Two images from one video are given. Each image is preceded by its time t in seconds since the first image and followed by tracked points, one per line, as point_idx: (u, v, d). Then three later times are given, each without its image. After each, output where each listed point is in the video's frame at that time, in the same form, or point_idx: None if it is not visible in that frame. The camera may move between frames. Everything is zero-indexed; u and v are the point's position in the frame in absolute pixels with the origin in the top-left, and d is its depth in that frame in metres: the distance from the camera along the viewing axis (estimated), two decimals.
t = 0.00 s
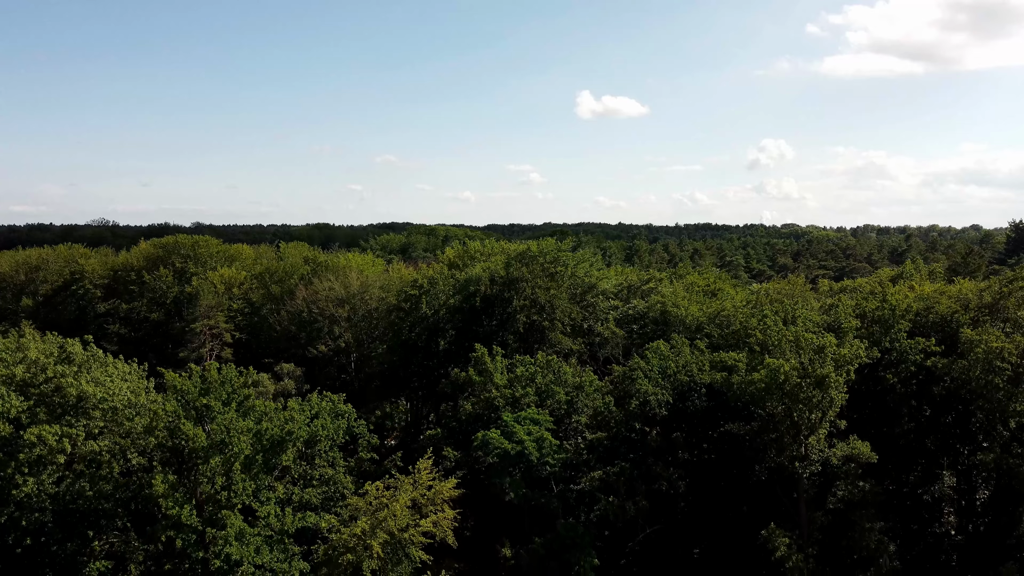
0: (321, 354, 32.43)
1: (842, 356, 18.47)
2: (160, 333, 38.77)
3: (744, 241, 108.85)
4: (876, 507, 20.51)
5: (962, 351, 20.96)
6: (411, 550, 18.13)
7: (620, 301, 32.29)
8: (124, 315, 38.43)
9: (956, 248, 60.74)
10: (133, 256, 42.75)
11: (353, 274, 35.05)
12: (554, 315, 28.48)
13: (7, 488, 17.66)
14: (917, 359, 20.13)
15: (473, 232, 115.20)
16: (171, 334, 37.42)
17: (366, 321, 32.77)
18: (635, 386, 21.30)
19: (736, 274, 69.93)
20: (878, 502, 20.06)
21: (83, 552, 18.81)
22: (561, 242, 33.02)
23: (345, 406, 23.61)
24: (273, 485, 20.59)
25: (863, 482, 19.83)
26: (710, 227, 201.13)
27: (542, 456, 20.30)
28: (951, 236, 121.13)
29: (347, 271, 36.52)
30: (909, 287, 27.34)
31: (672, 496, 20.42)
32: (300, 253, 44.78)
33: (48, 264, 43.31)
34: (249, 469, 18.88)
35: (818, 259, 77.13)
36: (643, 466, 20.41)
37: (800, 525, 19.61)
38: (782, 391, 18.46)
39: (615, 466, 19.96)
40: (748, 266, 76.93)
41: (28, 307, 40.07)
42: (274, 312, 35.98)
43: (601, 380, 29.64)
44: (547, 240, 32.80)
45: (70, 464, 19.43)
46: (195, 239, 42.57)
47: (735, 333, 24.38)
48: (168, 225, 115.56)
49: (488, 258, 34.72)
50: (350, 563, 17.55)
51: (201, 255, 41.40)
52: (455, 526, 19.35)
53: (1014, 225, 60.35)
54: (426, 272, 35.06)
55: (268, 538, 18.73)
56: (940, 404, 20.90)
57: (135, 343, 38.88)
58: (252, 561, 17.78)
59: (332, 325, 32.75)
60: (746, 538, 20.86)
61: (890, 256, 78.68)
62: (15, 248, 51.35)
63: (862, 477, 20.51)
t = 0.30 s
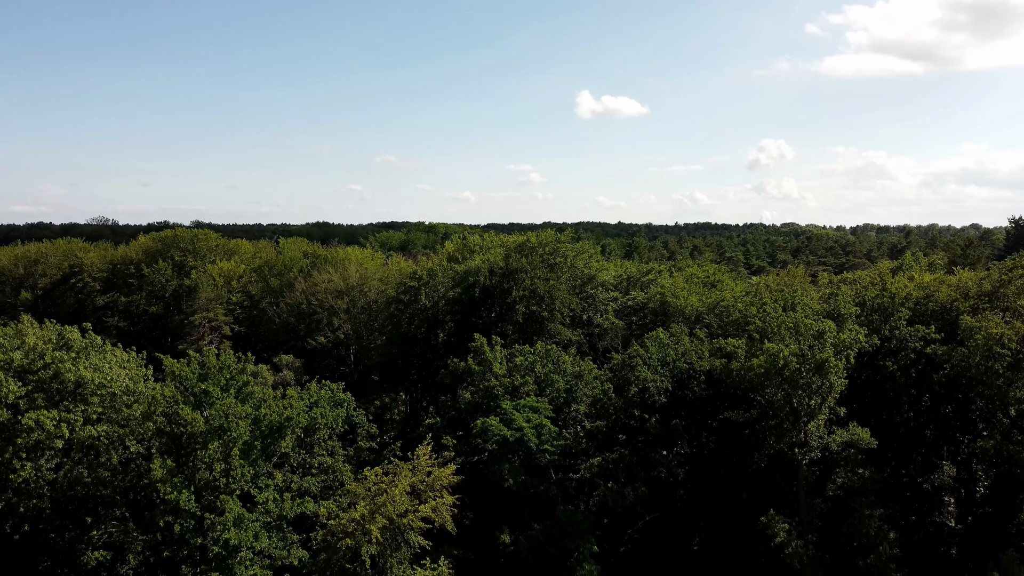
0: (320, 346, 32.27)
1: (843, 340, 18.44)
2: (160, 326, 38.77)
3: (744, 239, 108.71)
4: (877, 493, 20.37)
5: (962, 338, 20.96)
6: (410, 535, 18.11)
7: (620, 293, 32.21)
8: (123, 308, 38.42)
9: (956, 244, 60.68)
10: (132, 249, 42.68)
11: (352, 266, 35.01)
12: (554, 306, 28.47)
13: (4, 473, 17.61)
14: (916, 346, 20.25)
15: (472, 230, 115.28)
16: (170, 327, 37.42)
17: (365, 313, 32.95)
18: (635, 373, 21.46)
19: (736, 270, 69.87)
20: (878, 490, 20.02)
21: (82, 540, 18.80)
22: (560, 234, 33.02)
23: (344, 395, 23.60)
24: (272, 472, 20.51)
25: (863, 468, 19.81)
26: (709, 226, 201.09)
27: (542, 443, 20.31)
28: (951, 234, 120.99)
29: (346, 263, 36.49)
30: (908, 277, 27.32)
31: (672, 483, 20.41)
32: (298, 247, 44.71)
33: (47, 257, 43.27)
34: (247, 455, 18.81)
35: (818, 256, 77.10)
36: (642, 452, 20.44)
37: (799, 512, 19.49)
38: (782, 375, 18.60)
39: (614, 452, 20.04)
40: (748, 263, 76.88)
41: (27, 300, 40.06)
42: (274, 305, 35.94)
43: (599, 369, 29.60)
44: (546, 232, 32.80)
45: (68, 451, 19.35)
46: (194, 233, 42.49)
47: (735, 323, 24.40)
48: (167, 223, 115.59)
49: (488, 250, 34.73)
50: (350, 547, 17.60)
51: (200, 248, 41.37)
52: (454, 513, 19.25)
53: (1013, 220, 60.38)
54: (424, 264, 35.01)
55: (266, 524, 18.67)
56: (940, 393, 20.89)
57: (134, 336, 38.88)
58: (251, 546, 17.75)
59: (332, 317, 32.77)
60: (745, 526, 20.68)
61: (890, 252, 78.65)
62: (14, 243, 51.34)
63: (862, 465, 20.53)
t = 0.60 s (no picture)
0: (320, 337, 31.96)
1: (842, 326, 18.56)
2: (158, 319, 38.77)
3: (744, 236, 108.76)
4: (877, 479, 20.34)
5: (963, 325, 20.94)
6: (409, 520, 18.14)
7: (620, 284, 32.13)
8: (122, 301, 38.45)
9: (956, 238, 60.67)
10: (131, 243, 42.65)
11: (351, 258, 34.97)
12: (553, 296, 28.41)
13: (3, 457, 17.60)
14: (917, 333, 20.15)
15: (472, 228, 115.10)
16: (169, 320, 37.43)
17: (364, 305, 33.01)
18: (634, 359, 21.49)
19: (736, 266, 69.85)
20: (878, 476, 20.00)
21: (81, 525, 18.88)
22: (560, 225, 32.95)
23: (343, 383, 23.55)
24: (271, 458, 20.56)
25: (862, 454, 19.83)
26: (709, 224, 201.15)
27: (542, 430, 20.37)
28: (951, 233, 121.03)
29: (345, 255, 36.42)
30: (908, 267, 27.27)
31: (671, 470, 20.39)
32: (298, 240, 44.65)
33: (47, 251, 43.22)
34: (246, 440, 18.84)
35: (818, 252, 77.02)
36: (642, 439, 20.42)
37: (799, 497, 19.50)
38: (782, 361, 18.57)
39: (613, 438, 20.14)
40: (748, 259, 76.81)
41: (26, 293, 40.09)
42: (273, 297, 35.89)
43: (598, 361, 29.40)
44: (546, 223, 32.74)
45: (66, 436, 19.34)
46: (193, 225, 42.44)
47: (734, 311, 24.37)
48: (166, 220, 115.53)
49: (487, 242, 34.65)
50: (349, 532, 17.64)
51: (199, 242, 41.27)
52: (453, 499, 19.26)
53: (1013, 214, 60.38)
54: (425, 254, 34.45)
55: (265, 509, 18.65)
56: (940, 379, 20.92)
57: (133, 330, 38.91)
58: (250, 531, 17.76)
59: (331, 308, 32.75)
60: (745, 512, 20.69)
61: (890, 249, 78.62)
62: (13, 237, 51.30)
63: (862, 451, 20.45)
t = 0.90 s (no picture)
0: (319, 328, 31.81)
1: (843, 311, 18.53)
2: (158, 312, 38.75)
3: (744, 233, 108.73)
4: (877, 466, 20.26)
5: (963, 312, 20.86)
6: (409, 505, 18.11)
7: (620, 275, 32.04)
8: (122, 293, 38.42)
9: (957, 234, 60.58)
10: (130, 235, 42.60)
11: (351, 251, 34.96)
12: (553, 286, 28.39)
13: (2, 441, 17.58)
14: (917, 319, 20.15)
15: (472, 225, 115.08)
16: (169, 313, 37.41)
17: (364, 296, 33.06)
18: (634, 346, 21.66)
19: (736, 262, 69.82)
20: (878, 463, 19.93)
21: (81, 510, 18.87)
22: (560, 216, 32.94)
23: (344, 371, 23.54)
24: (271, 445, 20.53)
25: (862, 440, 19.83)
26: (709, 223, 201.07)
27: (542, 416, 20.37)
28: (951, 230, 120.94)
29: (345, 247, 36.39)
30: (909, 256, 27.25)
31: (671, 457, 20.38)
32: (297, 233, 44.58)
33: (46, 244, 43.16)
34: (245, 426, 18.82)
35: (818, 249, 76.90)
36: (642, 425, 20.45)
37: (799, 484, 19.50)
38: (782, 346, 18.68)
39: (613, 424, 20.20)
40: (748, 255, 76.74)
41: (25, 286, 40.07)
42: (272, 289, 35.86)
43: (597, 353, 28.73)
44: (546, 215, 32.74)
45: (65, 422, 19.31)
46: (193, 219, 42.39)
47: (734, 299, 24.41)
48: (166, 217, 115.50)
49: (487, 233, 34.59)
50: (349, 516, 17.63)
51: (198, 235, 41.23)
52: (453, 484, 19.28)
53: (1013, 210, 60.31)
54: (424, 244, 34.14)
55: (264, 495, 18.65)
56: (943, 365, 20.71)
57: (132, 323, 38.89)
58: (249, 515, 17.76)
59: (331, 299, 32.69)
60: (745, 499, 20.69)
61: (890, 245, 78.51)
62: (11, 231, 51.25)
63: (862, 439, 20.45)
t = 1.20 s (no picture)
0: (319, 319, 31.77)
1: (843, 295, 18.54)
2: (158, 305, 38.75)
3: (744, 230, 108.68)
4: (877, 452, 20.24)
5: (963, 299, 20.85)
6: (409, 490, 18.11)
7: (620, 266, 31.98)
8: (122, 286, 38.39)
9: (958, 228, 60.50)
10: (130, 229, 42.57)
11: (351, 243, 34.93)
12: (554, 277, 28.36)
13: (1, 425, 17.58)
14: (916, 305, 20.14)
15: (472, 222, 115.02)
16: (169, 306, 37.42)
17: (364, 288, 33.00)
18: (634, 332, 21.69)
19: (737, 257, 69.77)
20: (878, 450, 19.91)
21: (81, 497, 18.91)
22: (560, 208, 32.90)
23: (344, 360, 23.54)
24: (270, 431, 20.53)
25: (862, 427, 19.84)
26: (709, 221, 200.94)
27: (541, 403, 20.36)
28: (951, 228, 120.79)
29: (345, 239, 36.35)
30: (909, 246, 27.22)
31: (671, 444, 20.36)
32: (297, 226, 44.54)
33: (46, 237, 43.12)
34: (245, 411, 18.82)
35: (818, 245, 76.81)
36: (642, 412, 20.47)
37: (799, 470, 19.49)
38: (782, 330, 18.76)
39: (613, 410, 20.20)
40: (749, 251, 76.67)
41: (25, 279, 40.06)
42: (272, 281, 35.84)
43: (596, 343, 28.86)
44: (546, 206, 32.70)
45: (65, 407, 19.31)
46: (193, 212, 42.37)
47: (734, 287, 24.46)
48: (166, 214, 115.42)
49: (486, 225, 34.55)
50: (350, 500, 17.66)
51: (198, 228, 41.21)
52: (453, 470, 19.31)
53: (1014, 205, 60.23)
54: (423, 235, 33.95)
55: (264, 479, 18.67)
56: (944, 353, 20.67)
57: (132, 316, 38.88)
58: (249, 499, 17.78)
59: (331, 291, 32.64)
60: (745, 486, 20.69)
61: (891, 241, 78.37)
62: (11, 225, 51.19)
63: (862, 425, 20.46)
